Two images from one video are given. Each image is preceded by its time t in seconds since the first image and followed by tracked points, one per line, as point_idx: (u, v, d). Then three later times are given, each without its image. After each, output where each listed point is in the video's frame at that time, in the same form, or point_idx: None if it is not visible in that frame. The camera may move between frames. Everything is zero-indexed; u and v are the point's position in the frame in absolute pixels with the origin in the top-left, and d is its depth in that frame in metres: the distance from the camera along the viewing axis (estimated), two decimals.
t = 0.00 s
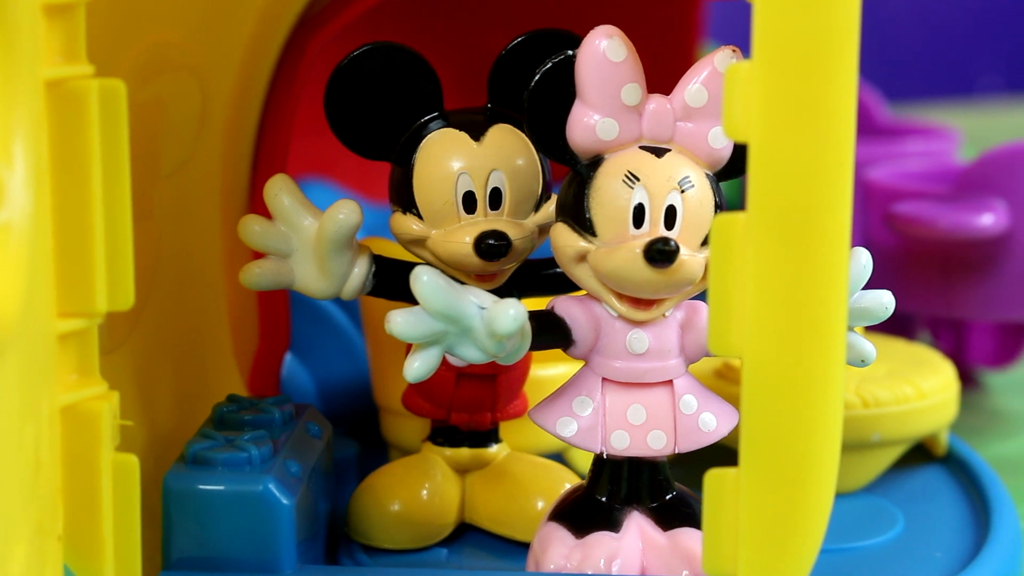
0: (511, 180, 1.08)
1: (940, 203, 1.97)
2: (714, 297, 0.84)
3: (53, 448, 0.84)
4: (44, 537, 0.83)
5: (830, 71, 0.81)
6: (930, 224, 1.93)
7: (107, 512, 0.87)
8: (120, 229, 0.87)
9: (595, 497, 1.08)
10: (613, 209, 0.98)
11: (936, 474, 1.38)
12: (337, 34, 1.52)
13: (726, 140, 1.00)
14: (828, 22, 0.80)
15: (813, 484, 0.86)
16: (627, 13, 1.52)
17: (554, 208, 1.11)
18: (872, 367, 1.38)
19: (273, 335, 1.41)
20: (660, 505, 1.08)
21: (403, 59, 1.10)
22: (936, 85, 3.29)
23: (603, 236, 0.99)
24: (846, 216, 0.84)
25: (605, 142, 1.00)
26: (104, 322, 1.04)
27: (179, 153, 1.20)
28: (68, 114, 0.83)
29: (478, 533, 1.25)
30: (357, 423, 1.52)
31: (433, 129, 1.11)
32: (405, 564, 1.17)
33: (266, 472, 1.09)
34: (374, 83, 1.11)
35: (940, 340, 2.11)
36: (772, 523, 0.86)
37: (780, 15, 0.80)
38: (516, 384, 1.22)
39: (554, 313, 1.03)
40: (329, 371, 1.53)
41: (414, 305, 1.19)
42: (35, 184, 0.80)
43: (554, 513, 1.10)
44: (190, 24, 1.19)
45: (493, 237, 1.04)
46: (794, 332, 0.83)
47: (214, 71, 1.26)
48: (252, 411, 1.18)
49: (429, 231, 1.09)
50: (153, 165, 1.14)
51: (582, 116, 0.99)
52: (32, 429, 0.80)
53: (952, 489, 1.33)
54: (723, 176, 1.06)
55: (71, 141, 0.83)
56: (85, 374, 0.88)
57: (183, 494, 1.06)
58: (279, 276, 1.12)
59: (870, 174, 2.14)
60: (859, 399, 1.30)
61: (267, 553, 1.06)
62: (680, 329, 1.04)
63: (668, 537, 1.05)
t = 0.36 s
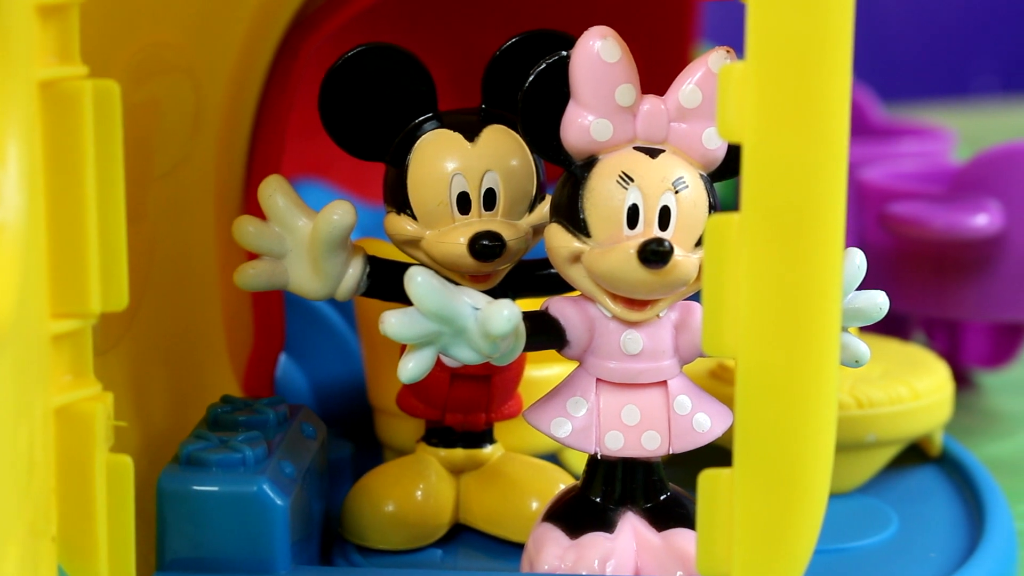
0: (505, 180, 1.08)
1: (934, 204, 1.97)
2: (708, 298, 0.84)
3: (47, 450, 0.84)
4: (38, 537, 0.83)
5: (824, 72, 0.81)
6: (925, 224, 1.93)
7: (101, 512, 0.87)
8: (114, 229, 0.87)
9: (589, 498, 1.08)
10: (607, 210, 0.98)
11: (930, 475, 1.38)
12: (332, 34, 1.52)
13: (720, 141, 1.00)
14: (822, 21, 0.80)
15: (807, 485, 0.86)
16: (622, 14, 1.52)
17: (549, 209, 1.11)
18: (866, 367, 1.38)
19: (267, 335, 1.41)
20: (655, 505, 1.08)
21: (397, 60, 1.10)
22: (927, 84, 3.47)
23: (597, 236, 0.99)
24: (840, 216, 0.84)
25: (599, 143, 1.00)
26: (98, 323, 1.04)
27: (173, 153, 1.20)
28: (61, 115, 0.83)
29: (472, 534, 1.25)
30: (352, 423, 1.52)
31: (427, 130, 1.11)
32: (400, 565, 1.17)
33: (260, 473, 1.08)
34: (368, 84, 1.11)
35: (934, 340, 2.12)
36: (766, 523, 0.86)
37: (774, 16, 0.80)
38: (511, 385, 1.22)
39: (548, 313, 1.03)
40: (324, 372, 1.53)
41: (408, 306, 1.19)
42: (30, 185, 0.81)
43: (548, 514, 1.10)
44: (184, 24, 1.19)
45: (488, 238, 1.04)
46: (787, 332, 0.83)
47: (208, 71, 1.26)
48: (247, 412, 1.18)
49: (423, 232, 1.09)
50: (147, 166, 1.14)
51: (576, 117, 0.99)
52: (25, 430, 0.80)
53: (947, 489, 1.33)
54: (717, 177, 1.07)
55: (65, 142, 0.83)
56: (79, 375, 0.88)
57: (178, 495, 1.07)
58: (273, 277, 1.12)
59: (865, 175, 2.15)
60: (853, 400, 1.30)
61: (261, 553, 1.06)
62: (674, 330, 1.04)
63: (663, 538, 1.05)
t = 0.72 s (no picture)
0: (500, 181, 1.08)
1: (931, 205, 1.96)
2: (703, 298, 0.84)
3: (42, 451, 0.84)
4: (32, 538, 0.83)
5: (818, 73, 0.81)
6: (920, 224, 1.92)
7: (96, 513, 0.87)
8: (108, 230, 0.87)
9: (584, 498, 1.08)
10: (602, 210, 0.98)
11: (926, 475, 1.37)
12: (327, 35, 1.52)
13: (715, 141, 1.00)
14: (817, 21, 0.80)
15: (802, 485, 0.86)
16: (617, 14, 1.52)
17: (543, 209, 1.11)
18: (861, 367, 1.38)
19: (262, 335, 1.41)
20: (650, 505, 1.08)
21: (392, 60, 1.10)
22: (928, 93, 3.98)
23: (592, 237, 0.99)
24: (835, 216, 0.84)
25: (593, 143, 1.00)
26: (93, 323, 1.04)
27: (168, 154, 1.20)
28: (54, 115, 0.83)
29: (467, 534, 1.25)
30: (347, 424, 1.52)
31: (422, 131, 1.10)
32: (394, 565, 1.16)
33: (254, 473, 1.08)
34: (362, 84, 1.11)
35: (930, 340, 2.11)
36: (761, 524, 0.86)
37: (768, 16, 0.80)
38: (506, 385, 1.22)
39: (543, 313, 1.03)
40: (319, 372, 1.53)
41: (403, 306, 1.19)
42: (23, 185, 0.81)
43: (543, 514, 1.10)
44: (179, 25, 1.19)
45: (482, 238, 1.04)
46: (782, 332, 0.83)
47: (203, 72, 1.26)
48: (242, 412, 1.18)
49: (418, 232, 1.08)
50: (141, 166, 1.14)
51: (570, 117, 0.99)
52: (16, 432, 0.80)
53: (942, 489, 1.33)
54: (712, 177, 1.06)
55: (59, 142, 0.83)
56: (73, 376, 0.87)
57: (172, 495, 1.06)
58: (268, 278, 1.11)
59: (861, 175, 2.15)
60: (849, 400, 1.30)
61: (256, 554, 1.06)
62: (669, 330, 1.04)
63: (658, 538, 1.05)
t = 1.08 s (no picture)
0: (506, 177, 1.10)
1: (925, 201, 2.00)
2: (704, 292, 0.86)
3: (58, 442, 0.87)
4: (47, 527, 0.86)
5: (815, 72, 0.83)
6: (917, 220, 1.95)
7: (111, 503, 0.90)
8: (122, 225, 0.89)
9: (589, 487, 1.11)
10: (606, 206, 1.00)
11: (923, 464, 1.39)
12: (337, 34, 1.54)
13: (716, 139, 1.02)
14: (815, 20, 0.83)
15: (801, 474, 0.88)
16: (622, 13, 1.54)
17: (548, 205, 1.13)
18: (860, 360, 1.39)
19: (273, 328, 1.44)
20: (653, 495, 1.10)
21: (400, 59, 1.13)
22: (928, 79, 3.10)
23: (596, 232, 1.01)
24: (834, 210, 0.86)
25: (597, 141, 1.02)
26: (108, 318, 1.07)
27: (181, 151, 1.23)
28: (71, 114, 0.85)
29: (474, 523, 1.27)
30: (357, 415, 1.55)
31: (430, 128, 1.13)
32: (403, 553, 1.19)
33: (266, 463, 1.11)
34: (372, 83, 1.13)
35: (927, 333, 2.13)
36: (761, 513, 0.88)
37: (767, 16, 0.82)
38: (512, 377, 1.25)
39: (548, 307, 1.05)
40: (329, 364, 1.55)
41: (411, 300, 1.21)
42: (39, 182, 0.84)
43: (548, 503, 1.13)
44: (192, 25, 1.21)
45: (489, 233, 1.07)
46: (781, 325, 0.86)
47: (215, 71, 1.28)
48: (254, 404, 1.21)
49: (426, 228, 1.11)
50: (155, 164, 1.17)
51: (575, 115, 1.02)
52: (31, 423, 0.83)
53: (939, 479, 1.35)
54: (713, 173, 1.09)
55: (74, 139, 0.86)
56: (89, 369, 0.90)
57: (185, 485, 1.09)
58: (279, 272, 1.14)
59: (860, 173, 2.16)
60: (847, 391, 1.32)
61: (268, 542, 1.09)
62: (671, 323, 1.06)
63: (660, 527, 1.08)
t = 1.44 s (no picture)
0: (520, 172, 1.14)
1: (925, 194, 2.03)
2: (710, 284, 0.91)
3: (88, 427, 0.92)
4: (79, 507, 0.91)
5: (815, 73, 0.87)
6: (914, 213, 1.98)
7: (140, 484, 0.95)
8: (150, 217, 0.94)
9: (599, 470, 1.15)
10: (616, 200, 1.04)
11: (922, 446, 1.43)
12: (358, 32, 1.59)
13: (722, 135, 1.06)
14: (816, 22, 0.87)
15: (804, 457, 0.92)
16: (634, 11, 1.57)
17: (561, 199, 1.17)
18: (860, 348, 1.43)
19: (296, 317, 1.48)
20: (661, 477, 1.15)
21: (418, 59, 1.17)
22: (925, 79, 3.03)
23: (606, 225, 1.05)
24: (834, 204, 0.90)
25: (608, 137, 1.06)
26: (137, 308, 1.12)
27: (208, 147, 1.27)
28: (101, 112, 0.90)
29: (489, 505, 1.32)
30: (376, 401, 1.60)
31: (446, 125, 1.17)
32: (421, 533, 1.23)
33: (289, 447, 1.16)
34: (391, 82, 1.17)
35: (925, 322, 2.17)
36: (763, 495, 0.92)
37: (770, 18, 0.86)
38: (526, 364, 1.29)
39: (560, 297, 1.10)
40: (349, 352, 1.60)
41: (429, 290, 1.25)
42: (71, 177, 0.89)
43: (561, 485, 1.17)
44: (217, 25, 1.26)
45: (504, 226, 1.11)
46: (784, 313, 0.90)
47: (240, 69, 1.33)
48: (277, 391, 1.26)
49: (443, 221, 1.15)
50: (182, 160, 1.21)
51: (586, 112, 1.06)
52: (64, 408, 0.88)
53: (936, 461, 1.38)
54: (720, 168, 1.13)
55: (105, 136, 0.91)
56: (118, 356, 0.95)
57: (211, 468, 1.14)
58: (301, 264, 1.19)
59: (860, 166, 2.20)
60: (847, 377, 1.36)
61: (290, 523, 1.14)
62: (678, 313, 1.11)
63: (669, 508, 1.12)
